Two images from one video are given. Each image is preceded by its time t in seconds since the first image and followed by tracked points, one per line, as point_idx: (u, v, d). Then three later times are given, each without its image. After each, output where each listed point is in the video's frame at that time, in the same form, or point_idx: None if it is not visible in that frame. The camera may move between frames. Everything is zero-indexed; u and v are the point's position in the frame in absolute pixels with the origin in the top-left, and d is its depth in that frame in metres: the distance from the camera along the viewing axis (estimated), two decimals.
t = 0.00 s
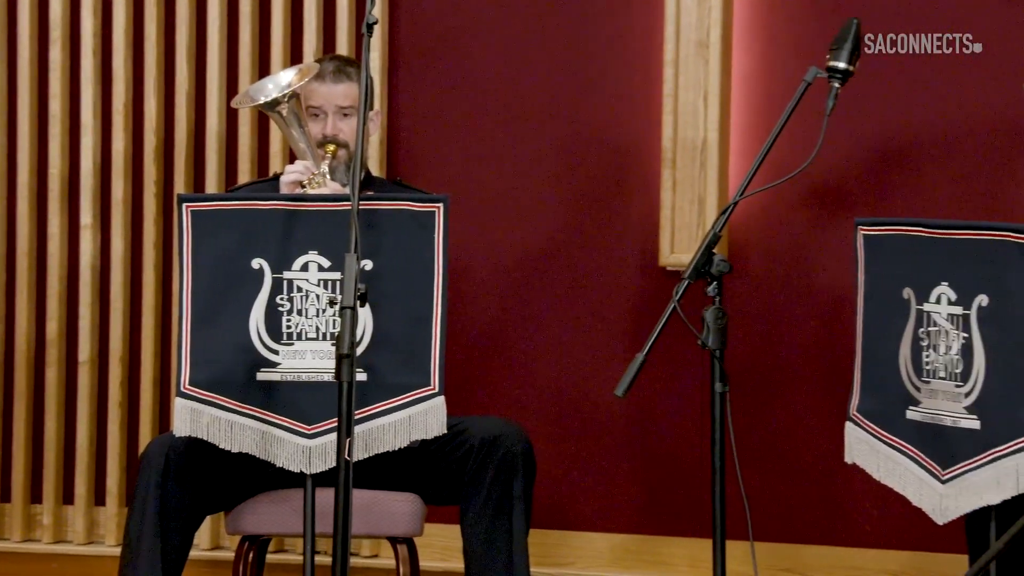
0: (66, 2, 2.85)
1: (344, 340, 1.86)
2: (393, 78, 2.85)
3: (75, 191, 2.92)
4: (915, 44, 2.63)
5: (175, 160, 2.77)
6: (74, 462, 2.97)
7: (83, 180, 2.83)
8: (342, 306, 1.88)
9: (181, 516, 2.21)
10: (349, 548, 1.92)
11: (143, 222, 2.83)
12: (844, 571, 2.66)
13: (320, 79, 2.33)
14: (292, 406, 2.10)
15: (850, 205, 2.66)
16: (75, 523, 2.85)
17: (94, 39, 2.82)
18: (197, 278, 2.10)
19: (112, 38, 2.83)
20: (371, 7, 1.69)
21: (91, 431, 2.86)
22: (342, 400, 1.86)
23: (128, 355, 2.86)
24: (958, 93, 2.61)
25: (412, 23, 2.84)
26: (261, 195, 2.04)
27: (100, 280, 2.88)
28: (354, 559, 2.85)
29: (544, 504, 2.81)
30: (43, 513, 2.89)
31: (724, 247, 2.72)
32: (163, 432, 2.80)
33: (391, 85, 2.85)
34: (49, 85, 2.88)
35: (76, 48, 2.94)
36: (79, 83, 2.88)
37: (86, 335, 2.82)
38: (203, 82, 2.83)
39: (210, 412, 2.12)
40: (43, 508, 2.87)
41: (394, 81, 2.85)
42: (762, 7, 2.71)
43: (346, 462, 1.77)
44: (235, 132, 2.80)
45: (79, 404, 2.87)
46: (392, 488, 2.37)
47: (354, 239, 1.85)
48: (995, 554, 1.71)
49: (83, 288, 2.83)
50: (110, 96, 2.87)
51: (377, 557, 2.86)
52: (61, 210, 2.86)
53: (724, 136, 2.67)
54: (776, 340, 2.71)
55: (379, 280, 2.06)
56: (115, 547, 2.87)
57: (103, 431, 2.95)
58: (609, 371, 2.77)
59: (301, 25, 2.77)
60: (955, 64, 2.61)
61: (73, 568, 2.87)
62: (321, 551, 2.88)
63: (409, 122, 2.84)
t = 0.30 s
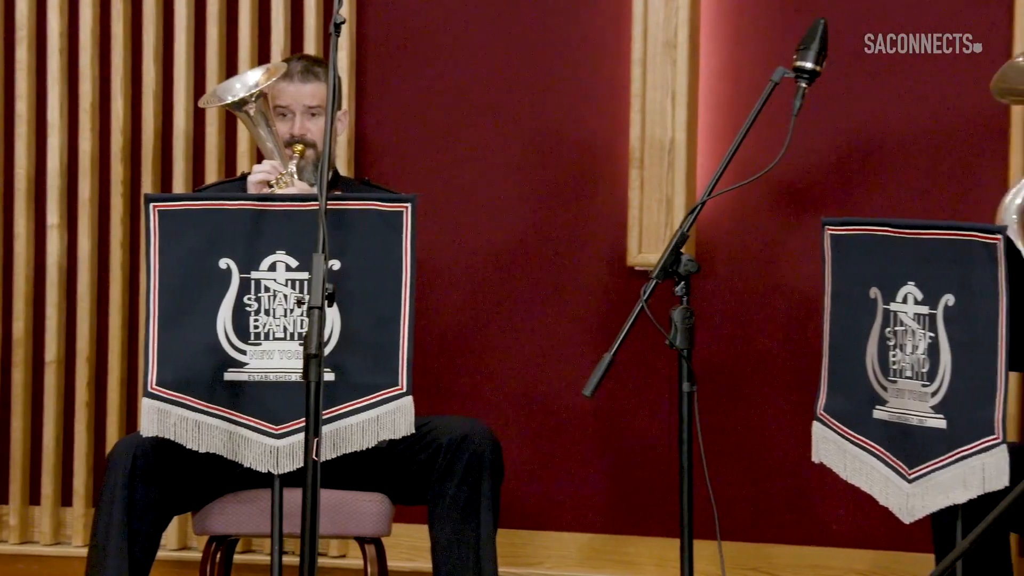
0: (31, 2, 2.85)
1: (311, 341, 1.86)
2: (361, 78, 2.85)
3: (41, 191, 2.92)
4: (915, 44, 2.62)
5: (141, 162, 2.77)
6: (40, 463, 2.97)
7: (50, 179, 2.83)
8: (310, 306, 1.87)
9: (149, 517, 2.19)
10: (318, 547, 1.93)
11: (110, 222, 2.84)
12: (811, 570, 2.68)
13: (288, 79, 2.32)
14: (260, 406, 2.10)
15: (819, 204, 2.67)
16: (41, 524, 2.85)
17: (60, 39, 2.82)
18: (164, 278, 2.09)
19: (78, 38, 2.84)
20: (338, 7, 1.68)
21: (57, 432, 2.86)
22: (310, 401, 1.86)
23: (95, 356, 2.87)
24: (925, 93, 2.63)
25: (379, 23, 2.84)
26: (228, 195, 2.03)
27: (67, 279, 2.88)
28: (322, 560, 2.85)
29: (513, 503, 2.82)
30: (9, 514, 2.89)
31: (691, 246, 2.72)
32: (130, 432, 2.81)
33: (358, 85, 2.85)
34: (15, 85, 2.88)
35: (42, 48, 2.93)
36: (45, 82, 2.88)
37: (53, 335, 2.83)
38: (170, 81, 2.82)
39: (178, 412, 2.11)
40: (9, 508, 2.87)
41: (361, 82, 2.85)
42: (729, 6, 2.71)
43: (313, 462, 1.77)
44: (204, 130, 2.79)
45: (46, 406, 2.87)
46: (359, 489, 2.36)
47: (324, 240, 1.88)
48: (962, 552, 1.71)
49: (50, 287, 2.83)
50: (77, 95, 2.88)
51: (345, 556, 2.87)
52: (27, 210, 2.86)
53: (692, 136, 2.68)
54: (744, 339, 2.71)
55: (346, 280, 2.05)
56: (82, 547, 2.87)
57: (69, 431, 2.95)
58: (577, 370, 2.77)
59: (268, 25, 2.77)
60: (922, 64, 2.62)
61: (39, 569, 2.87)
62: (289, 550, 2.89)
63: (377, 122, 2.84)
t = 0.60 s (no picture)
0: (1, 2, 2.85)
1: (281, 340, 1.85)
2: (331, 79, 2.85)
3: (10, 191, 2.92)
4: (915, 44, 2.62)
5: (111, 163, 2.79)
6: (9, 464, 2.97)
7: (19, 180, 2.83)
8: (280, 306, 1.86)
9: (119, 516, 2.18)
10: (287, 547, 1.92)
11: (79, 223, 2.85)
12: (780, 570, 2.68)
13: (258, 79, 2.33)
14: (230, 405, 2.09)
15: (789, 203, 2.68)
16: (11, 524, 2.85)
17: (29, 39, 2.82)
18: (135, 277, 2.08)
19: (48, 38, 2.84)
20: (306, 7, 1.68)
21: (27, 432, 2.86)
22: (280, 401, 1.85)
23: (65, 356, 2.87)
24: (895, 92, 2.63)
25: (349, 24, 2.84)
26: (197, 195, 2.03)
27: (35, 279, 2.89)
28: (291, 560, 2.86)
29: (483, 504, 2.82)
30: None
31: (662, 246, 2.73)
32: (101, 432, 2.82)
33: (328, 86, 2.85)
34: None
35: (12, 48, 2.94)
36: (15, 83, 2.88)
37: (22, 336, 2.83)
38: (139, 86, 2.85)
39: (149, 412, 2.10)
40: None
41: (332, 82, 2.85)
42: (699, 7, 2.72)
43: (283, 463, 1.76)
44: (172, 134, 2.82)
45: (15, 407, 2.88)
46: (330, 488, 2.36)
47: (293, 240, 1.84)
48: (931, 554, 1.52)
49: (19, 288, 2.84)
50: (46, 95, 2.88)
51: (316, 556, 2.87)
52: None
53: (662, 135, 2.68)
54: (714, 339, 2.72)
55: (317, 279, 2.05)
56: (52, 547, 2.87)
57: (38, 432, 2.95)
58: (547, 370, 2.78)
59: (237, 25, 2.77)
60: (891, 63, 2.63)
61: (10, 569, 2.88)
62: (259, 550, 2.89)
63: (347, 123, 2.84)
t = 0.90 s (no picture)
0: None
1: (253, 341, 1.84)
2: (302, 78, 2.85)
3: None
4: (915, 44, 2.61)
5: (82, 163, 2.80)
6: None
7: None
8: (252, 305, 1.85)
9: (89, 518, 2.17)
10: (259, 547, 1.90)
11: (50, 223, 2.85)
12: (751, 570, 2.69)
13: (229, 79, 2.32)
14: (201, 405, 2.08)
15: (761, 203, 2.68)
16: None
17: None
18: (105, 278, 2.07)
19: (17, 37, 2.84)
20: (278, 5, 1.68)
21: None
22: (252, 401, 1.84)
23: (36, 355, 2.88)
24: (865, 93, 2.64)
25: (320, 23, 2.84)
26: (167, 195, 2.02)
27: (5, 280, 2.89)
28: (262, 560, 2.86)
29: (454, 505, 2.83)
30: None
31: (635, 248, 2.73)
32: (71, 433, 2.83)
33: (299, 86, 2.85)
34: None
35: None
36: None
37: None
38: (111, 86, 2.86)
39: (119, 412, 2.09)
40: None
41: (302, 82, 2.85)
42: (671, 7, 2.72)
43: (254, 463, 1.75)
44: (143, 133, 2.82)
45: None
46: (301, 488, 2.36)
47: (263, 240, 1.85)
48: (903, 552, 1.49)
49: None
50: (16, 94, 2.88)
51: (287, 557, 2.88)
52: None
53: (633, 135, 2.69)
54: (686, 339, 2.73)
55: (288, 280, 2.04)
56: (21, 548, 2.87)
57: (8, 432, 2.96)
58: (518, 370, 2.79)
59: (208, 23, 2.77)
60: (861, 64, 2.64)
61: None
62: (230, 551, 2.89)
63: (316, 123, 2.84)
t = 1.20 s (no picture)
0: None
1: (220, 341, 1.73)
2: (276, 81, 3.00)
3: None
4: (915, 44, 2.67)
5: (48, 160, 2.94)
6: None
7: None
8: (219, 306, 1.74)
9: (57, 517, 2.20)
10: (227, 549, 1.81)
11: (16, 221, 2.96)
12: (715, 567, 2.80)
13: (196, 76, 2.45)
14: (170, 406, 1.98)
15: (724, 204, 2.78)
16: None
17: None
18: (71, 276, 1.95)
19: None
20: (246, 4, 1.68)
21: None
22: (219, 403, 1.74)
23: (1, 352, 3.00)
24: (826, 93, 2.73)
25: (295, 28, 2.99)
26: (135, 193, 1.92)
27: None
28: (230, 561, 2.98)
29: (425, 500, 2.98)
30: None
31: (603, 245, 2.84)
32: (39, 432, 2.95)
33: (268, 88, 3.00)
34: None
35: None
36: None
37: None
38: (78, 85, 3.01)
39: (86, 414, 1.98)
40: None
41: (281, 87, 3.00)
42: (637, 9, 2.84)
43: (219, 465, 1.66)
44: (111, 136, 3.00)
45: None
46: (271, 488, 2.37)
47: (233, 239, 1.73)
48: (870, 551, 1.37)
49: None
50: None
51: (255, 557, 3.00)
52: None
53: (602, 135, 2.81)
54: (652, 334, 2.84)
55: (257, 279, 1.95)
56: None
57: None
58: (488, 364, 2.93)
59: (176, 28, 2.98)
60: (821, 65, 2.73)
61: None
62: (198, 550, 2.99)
63: (287, 123, 3.00)
